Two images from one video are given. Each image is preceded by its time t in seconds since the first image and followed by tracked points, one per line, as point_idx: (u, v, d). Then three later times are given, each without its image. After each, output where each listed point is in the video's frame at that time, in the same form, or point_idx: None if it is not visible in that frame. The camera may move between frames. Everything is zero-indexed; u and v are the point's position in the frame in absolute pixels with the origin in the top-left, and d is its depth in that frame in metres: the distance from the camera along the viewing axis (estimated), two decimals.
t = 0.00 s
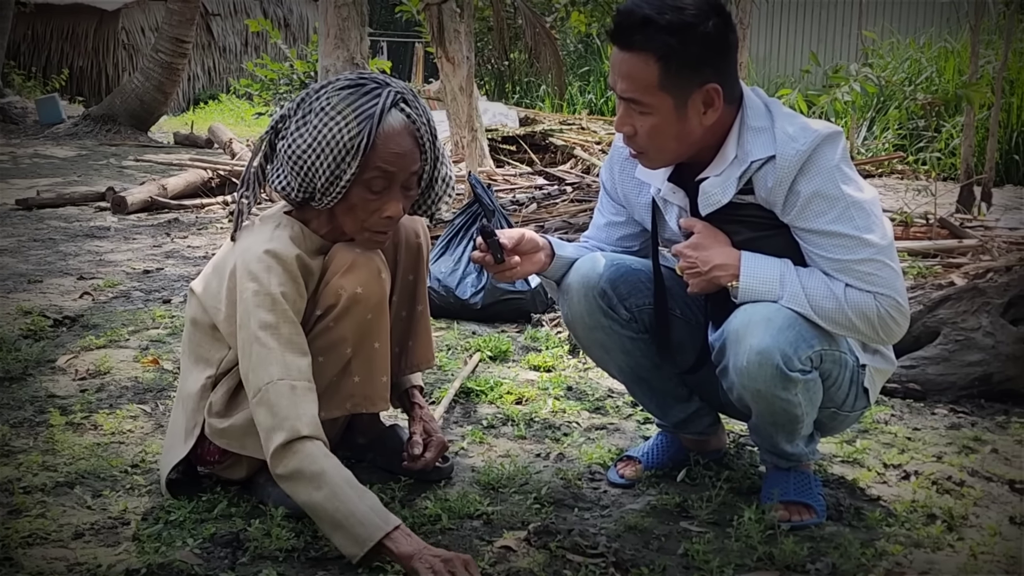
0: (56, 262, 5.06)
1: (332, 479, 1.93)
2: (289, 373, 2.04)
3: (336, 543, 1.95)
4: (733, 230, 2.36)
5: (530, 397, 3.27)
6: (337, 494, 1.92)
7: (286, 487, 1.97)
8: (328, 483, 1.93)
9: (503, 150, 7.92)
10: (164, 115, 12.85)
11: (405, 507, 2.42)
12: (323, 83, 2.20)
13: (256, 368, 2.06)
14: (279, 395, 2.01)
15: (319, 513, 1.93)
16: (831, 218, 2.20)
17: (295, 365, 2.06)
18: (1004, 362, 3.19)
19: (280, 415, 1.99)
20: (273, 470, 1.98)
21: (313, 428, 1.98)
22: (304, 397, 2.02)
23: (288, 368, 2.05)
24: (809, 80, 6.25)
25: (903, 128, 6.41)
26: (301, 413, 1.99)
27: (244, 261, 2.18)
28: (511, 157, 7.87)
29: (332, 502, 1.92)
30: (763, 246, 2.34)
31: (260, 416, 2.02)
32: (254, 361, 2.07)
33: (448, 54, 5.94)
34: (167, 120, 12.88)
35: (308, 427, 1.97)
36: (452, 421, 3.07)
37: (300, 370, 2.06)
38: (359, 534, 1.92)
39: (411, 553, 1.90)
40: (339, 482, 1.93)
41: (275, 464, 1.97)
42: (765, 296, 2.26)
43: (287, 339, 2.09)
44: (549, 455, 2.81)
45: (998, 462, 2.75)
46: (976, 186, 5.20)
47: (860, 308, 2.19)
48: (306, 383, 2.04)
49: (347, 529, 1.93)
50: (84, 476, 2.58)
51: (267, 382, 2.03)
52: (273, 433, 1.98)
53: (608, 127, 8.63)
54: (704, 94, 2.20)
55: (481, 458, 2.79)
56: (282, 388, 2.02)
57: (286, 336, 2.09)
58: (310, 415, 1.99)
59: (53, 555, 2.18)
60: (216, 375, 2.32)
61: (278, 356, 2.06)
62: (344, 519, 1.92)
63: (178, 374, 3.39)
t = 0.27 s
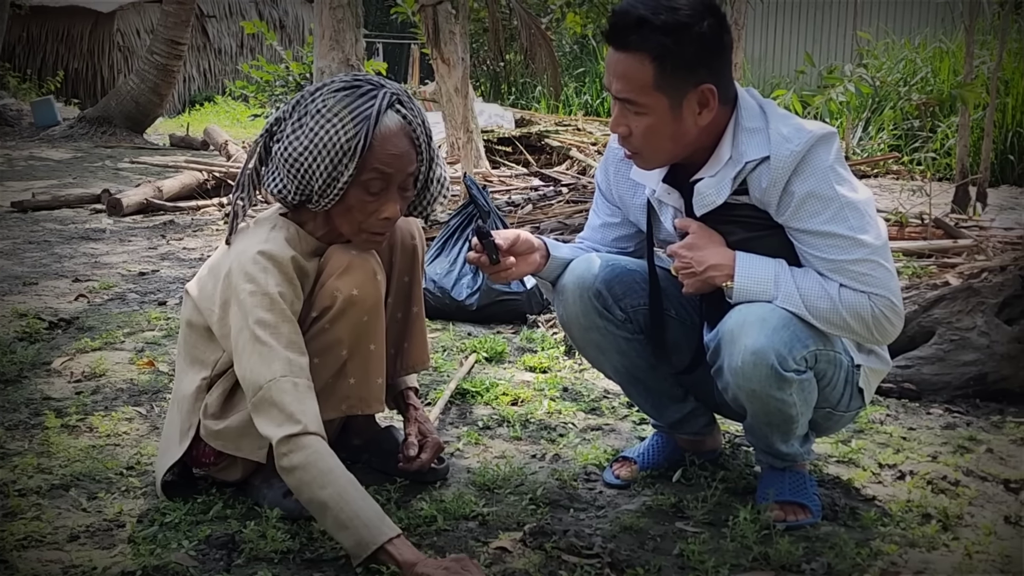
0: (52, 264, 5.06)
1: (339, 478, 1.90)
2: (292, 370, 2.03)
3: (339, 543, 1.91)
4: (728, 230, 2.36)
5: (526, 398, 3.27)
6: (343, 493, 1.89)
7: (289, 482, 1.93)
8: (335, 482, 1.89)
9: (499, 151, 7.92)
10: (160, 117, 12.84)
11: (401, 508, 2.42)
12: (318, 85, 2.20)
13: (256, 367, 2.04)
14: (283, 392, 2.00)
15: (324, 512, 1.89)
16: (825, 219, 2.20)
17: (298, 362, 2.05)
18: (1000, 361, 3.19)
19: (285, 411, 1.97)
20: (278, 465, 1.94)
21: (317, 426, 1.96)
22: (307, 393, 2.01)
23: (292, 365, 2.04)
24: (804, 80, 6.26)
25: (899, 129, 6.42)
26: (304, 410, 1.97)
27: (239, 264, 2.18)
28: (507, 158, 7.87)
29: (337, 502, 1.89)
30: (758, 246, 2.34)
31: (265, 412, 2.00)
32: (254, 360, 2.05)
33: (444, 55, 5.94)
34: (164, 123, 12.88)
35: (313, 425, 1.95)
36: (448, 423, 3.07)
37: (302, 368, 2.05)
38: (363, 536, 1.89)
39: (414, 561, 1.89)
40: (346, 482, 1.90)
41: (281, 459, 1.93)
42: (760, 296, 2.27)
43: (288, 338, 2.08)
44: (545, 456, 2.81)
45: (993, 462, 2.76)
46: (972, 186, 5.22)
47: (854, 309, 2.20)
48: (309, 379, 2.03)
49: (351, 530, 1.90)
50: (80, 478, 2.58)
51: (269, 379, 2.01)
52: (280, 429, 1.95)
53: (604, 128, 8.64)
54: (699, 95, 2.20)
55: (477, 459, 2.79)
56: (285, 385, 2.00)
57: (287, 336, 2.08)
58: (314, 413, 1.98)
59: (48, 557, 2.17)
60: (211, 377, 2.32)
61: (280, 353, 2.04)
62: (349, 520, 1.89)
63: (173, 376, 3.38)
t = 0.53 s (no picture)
0: (47, 266, 5.04)
1: (331, 480, 1.90)
2: (285, 373, 2.03)
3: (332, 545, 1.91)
4: (724, 230, 2.36)
5: (522, 399, 3.27)
6: (334, 495, 1.89)
7: (283, 485, 1.93)
8: (326, 484, 1.89)
9: (496, 152, 7.91)
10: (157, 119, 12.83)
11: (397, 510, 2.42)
12: (313, 86, 2.19)
13: (249, 370, 2.04)
14: (274, 395, 1.99)
15: (315, 514, 1.89)
16: (822, 219, 2.20)
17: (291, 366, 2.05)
18: (995, 361, 3.21)
19: (276, 415, 1.97)
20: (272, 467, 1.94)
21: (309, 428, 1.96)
22: (299, 397, 2.01)
23: (284, 369, 2.03)
24: (800, 80, 6.27)
25: (895, 129, 6.43)
26: (296, 414, 1.97)
27: (234, 266, 2.18)
28: (504, 159, 7.87)
29: (328, 503, 1.88)
30: (755, 247, 2.34)
31: (259, 416, 2.00)
32: (248, 363, 2.05)
33: (440, 56, 5.93)
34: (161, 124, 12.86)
35: (305, 428, 1.95)
36: (445, 424, 3.07)
37: (295, 370, 2.05)
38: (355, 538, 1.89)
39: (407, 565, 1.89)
40: (338, 483, 1.90)
41: (274, 461, 1.94)
42: (756, 297, 2.27)
43: (281, 341, 2.08)
44: (542, 457, 2.81)
45: (989, 461, 2.76)
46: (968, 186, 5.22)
47: (851, 309, 2.20)
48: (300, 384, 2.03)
49: (342, 532, 1.89)
50: (76, 480, 2.58)
51: (262, 382, 2.01)
52: (273, 431, 1.95)
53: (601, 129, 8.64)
54: (696, 93, 2.20)
55: (474, 460, 2.79)
56: (277, 388, 2.00)
57: (280, 339, 2.08)
58: (306, 416, 1.97)
59: (45, 559, 2.17)
60: (207, 378, 2.32)
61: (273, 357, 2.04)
62: (340, 522, 1.89)
63: (170, 378, 3.38)
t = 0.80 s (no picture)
0: (48, 266, 5.05)
1: (334, 478, 1.90)
2: (284, 376, 2.03)
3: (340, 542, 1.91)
4: (723, 230, 2.36)
5: (523, 398, 3.27)
6: (339, 492, 1.89)
7: (286, 488, 1.93)
8: (329, 482, 1.89)
9: (496, 151, 7.91)
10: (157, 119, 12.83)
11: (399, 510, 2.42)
12: (319, 86, 2.19)
13: (248, 373, 2.04)
14: (273, 398, 1.99)
15: (321, 513, 1.90)
16: (822, 218, 2.20)
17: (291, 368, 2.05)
18: (996, 359, 3.21)
19: (275, 417, 1.97)
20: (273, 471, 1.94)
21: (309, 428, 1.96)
22: (299, 398, 2.01)
23: (283, 371, 2.03)
24: (800, 79, 6.27)
25: (895, 127, 6.43)
26: (296, 416, 1.97)
27: (236, 267, 2.18)
28: (504, 159, 7.87)
29: (333, 501, 1.89)
30: (755, 246, 2.34)
31: (259, 418, 2.00)
32: (248, 365, 2.05)
33: (440, 56, 5.93)
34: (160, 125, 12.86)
35: (303, 430, 1.95)
36: (446, 424, 3.07)
37: (294, 372, 2.05)
38: (363, 532, 1.89)
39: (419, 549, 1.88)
40: (341, 480, 1.90)
41: (275, 464, 1.93)
42: (756, 296, 2.26)
43: (281, 343, 2.08)
44: (543, 456, 2.81)
45: (990, 460, 2.76)
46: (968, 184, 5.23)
47: (850, 307, 2.20)
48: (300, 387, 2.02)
49: (349, 528, 1.89)
50: (78, 481, 2.58)
51: (261, 384, 2.02)
52: (271, 435, 1.95)
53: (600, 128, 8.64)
54: (722, 65, 2.23)
55: (475, 460, 2.79)
56: (277, 391, 2.00)
57: (280, 341, 2.08)
58: (306, 417, 1.98)
59: (46, 560, 2.17)
60: (208, 379, 2.32)
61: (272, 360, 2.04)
62: (346, 518, 1.89)
63: (170, 378, 3.38)
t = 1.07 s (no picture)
0: (51, 267, 5.06)
1: (353, 470, 1.90)
2: (296, 372, 2.03)
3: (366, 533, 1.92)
4: (726, 228, 2.36)
5: (526, 398, 3.27)
6: (361, 484, 1.90)
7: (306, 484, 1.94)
8: (349, 476, 1.90)
9: (498, 151, 7.92)
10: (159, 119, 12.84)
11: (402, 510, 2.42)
12: (325, 87, 2.19)
13: (260, 372, 2.04)
14: (286, 395, 2.00)
15: (344, 506, 1.90)
16: (825, 214, 2.20)
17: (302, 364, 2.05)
18: (999, 359, 3.20)
19: (289, 415, 1.97)
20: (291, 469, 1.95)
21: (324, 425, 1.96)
22: (311, 394, 2.01)
23: (294, 368, 2.04)
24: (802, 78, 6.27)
25: (898, 126, 6.42)
26: (309, 413, 1.97)
27: (241, 267, 2.18)
28: (506, 158, 7.87)
29: (354, 493, 1.89)
30: (757, 244, 2.34)
31: (271, 416, 2.01)
32: (258, 364, 2.05)
33: (442, 56, 5.93)
34: (163, 125, 12.87)
35: (317, 427, 1.95)
36: (448, 424, 3.07)
37: (305, 369, 2.05)
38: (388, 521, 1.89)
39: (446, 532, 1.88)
40: (361, 472, 1.91)
41: (293, 461, 1.94)
42: (759, 294, 2.26)
43: (290, 342, 2.08)
44: (546, 456, 2.81)
45: (993, 459, 2.76)
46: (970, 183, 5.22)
47: (853, 305, 2.19)
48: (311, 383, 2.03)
49: (373, 518, 1.90)
50: (81, 482, 2.58)
51: (273, 383, 2.02)
52: (286, 433, 1.96)
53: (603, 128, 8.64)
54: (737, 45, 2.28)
55: (478, 460, 2.79)
56: (289, 388, 2.01)
57: (289, 340, 2.08)
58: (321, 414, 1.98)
59: (49, 561, 2.17)
60: (212, 380, 2.32)
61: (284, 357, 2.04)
62: (369, 509, 1.90)
63: (173, 379, 3.38)
